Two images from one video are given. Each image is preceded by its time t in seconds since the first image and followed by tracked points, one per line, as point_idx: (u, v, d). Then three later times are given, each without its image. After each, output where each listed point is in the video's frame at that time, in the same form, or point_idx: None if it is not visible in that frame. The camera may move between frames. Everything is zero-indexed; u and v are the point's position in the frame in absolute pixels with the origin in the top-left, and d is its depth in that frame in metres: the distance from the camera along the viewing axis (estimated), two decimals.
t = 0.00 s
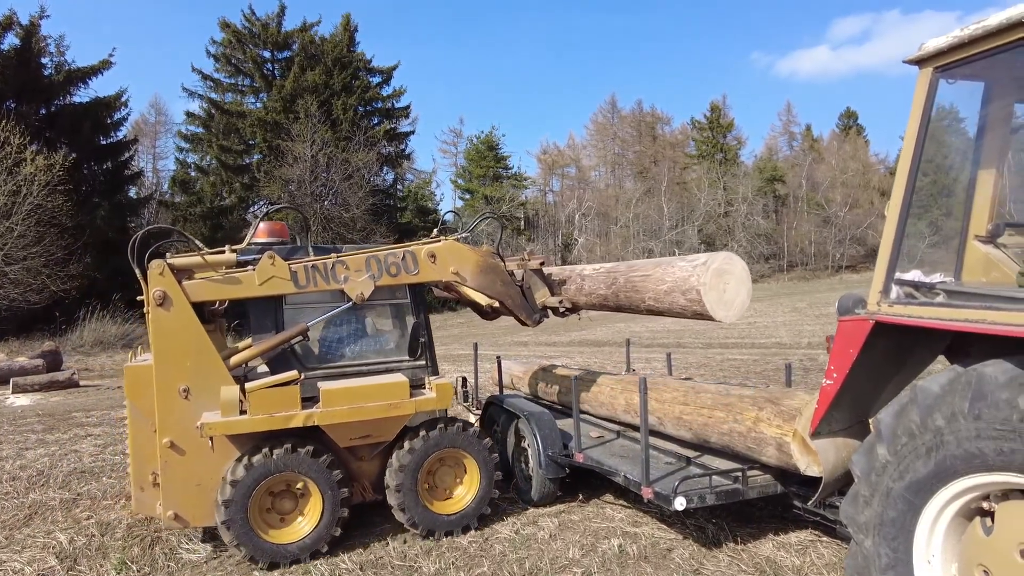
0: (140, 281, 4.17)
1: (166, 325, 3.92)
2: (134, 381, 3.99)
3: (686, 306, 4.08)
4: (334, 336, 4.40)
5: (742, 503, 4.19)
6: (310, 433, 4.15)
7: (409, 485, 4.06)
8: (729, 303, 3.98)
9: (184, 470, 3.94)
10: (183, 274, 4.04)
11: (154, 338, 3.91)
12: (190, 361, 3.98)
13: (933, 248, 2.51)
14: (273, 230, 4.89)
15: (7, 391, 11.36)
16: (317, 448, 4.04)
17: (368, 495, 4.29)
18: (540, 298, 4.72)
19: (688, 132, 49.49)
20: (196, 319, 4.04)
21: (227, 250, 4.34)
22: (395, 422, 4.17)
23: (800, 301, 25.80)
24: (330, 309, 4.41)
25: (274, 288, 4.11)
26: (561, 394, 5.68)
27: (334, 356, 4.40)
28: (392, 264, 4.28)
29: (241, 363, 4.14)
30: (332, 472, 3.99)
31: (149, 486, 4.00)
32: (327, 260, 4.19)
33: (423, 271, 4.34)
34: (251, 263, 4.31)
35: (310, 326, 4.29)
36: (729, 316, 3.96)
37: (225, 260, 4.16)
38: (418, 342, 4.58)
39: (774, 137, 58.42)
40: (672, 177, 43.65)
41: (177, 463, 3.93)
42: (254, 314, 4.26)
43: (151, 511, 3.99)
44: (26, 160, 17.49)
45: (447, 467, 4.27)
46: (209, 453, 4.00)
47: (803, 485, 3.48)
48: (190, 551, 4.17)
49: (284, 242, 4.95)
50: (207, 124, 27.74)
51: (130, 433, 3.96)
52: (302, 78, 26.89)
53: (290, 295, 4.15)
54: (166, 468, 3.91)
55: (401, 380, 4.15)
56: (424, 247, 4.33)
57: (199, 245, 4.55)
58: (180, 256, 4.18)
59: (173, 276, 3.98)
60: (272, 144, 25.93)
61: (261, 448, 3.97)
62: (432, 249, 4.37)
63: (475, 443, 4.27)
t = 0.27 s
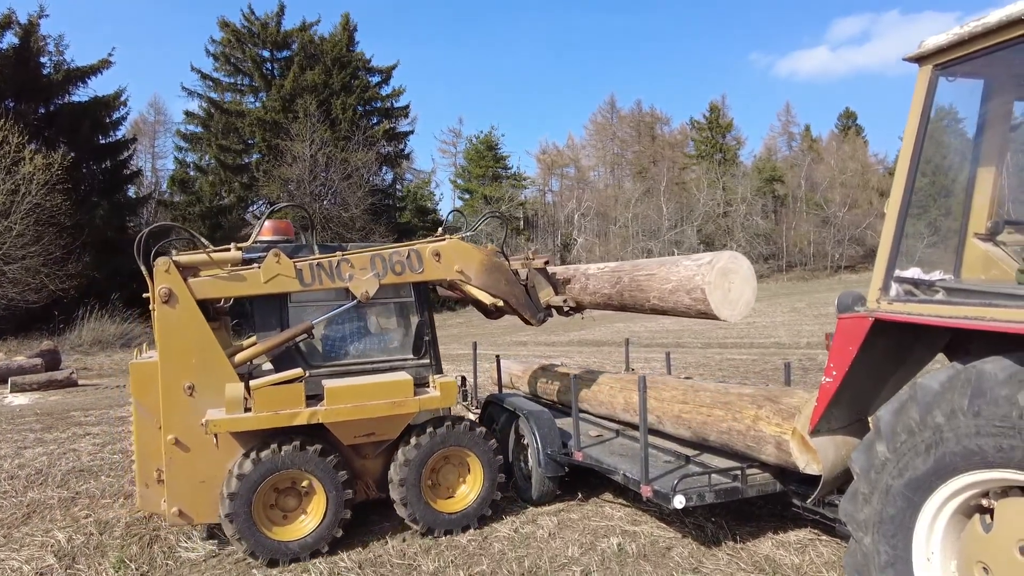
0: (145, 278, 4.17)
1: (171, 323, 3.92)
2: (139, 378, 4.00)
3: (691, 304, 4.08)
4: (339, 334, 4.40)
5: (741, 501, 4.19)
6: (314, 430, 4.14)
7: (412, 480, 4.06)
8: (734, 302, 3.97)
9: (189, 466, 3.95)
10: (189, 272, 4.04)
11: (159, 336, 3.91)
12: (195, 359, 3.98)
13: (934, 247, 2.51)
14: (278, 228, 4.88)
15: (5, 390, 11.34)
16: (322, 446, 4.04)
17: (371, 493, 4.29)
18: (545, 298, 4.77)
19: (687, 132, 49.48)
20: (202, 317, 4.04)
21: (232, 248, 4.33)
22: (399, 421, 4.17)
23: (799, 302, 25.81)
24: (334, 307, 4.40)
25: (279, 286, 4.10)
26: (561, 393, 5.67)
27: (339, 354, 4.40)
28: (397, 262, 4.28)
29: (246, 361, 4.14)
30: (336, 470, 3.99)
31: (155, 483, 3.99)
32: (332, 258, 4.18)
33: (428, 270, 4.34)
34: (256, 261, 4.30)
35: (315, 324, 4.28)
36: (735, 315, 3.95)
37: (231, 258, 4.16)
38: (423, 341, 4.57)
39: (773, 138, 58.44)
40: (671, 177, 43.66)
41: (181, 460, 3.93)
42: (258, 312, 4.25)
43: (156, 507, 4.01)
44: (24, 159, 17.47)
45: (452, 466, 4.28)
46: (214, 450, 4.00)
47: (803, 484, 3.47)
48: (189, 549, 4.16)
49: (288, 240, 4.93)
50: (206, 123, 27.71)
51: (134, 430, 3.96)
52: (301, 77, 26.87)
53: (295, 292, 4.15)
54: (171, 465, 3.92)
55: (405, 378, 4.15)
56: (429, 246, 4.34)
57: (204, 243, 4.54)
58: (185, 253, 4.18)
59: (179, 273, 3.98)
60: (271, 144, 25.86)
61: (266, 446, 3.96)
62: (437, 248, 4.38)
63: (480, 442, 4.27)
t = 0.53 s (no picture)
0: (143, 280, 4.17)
1: (169, 325, 3.92)
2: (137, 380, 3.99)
3: (690, 304, 4.08)
4: (337, 335, 4.39)
5: (740, 502, 4.19)
6: (312, 431, 4.13)
7: (411, 479, 4.07)
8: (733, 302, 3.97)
9: (187, 468, 3.94)
10: (186, 274, 4.03)
11: (156, 337, 3.90)
12: (192, 361, 3.97)
13: (931, 248, 2.51)
14: (276, 229, 4.88)
15: (3, 391, 11.32)
16: (319, 447, 4.03)
17: (370, 494, 4.29)
18: (544, 297, 4.74)
19: (686, 133, 49.49)
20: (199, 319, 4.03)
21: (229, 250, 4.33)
22: (397, 421, 4.17)
23: (797, 302, 25.84)
24: (332, 308, 4.39)
25: (276, 287, 4.10)
26: (559, 394, 5.67)
27: (337, 354, 4.39)
28: (395, 263, 4.28)
29: (244, 362, 4.13)
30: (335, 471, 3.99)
31: (153, 485, 3.97)
32: (329, 259, 4.18)
33: (426, 270, 4.34)
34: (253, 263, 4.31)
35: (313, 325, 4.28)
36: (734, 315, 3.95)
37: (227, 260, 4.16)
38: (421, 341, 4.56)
39: (772, 138, 58.48)
40: (670, 177, 43.69)
41: (179, 462, 3.93)
42: (256, 313, 4.25)
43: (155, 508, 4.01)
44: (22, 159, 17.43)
45: (451, 467, 4.28)
46: (211, 452, 3.99)
47: (801, 484, 3.48)
48: (186, 550, 4.15)
49: (286, 241, 4.92)
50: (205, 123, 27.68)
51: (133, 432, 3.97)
52: (300, 77, 26.86)
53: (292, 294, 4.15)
54: (169, 467, 3.91)
55: (404, 379, 4.15)
56: (427, 246, 4.33)
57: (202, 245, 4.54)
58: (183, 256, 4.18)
59: (176, 275, 3.97)
60: (269, 143, 25.78)
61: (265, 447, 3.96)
62: (435, 248, 4.37)
63: (480, 444, 4.27)
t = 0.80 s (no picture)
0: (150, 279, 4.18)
1: (176, 324, 3.92)
2: (146, 379, 4.00)
3: (694, 301, 4.08)
4: (342, 334, 4.37)
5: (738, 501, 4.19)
6: (319, 430, 4.13)
7: (418, 473, 4.06)
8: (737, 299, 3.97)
9: (194, 467, 3.94)
10: (193, 273, 4.03)
11: (165, 336, 3.90)
12: (200, 361, 3.97)
13: (929, 247, 2.51)
14: (282, 228, 4.84)
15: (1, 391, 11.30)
16: (326, 446, 4.03)
17: (377, 492, 4.29)
18: (549, 294, 4.73)
19: (685, 132, 49.49)
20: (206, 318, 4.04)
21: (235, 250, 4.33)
22: (403, 420, 4.16)
23: (795, 301, 25.85)
24: (338, 307, 4.38)
25: (282, 286, 4.10)
26: (558, 393, 5.66)
27: (343, 353, 4.36)
28: (400, 262, 4.27)
29: (251, 361, 4.12)
30: (342, 469, 3.99)
31: (161, 484, 4.02)
32: (334, 259, 4.18)
33: (431, 269, 4.33)
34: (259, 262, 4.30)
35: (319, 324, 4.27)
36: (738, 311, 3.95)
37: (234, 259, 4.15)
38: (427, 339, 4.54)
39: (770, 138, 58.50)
40: (668, 177, 43.71)
41: (186, 461, 3.92)
42: (263, 312, 4.25)
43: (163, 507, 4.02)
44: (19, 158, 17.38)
45: (458, 465, 4.27)
46: (219, 450, 3.99)
47: (799, 483, 3.48)
48: (184, 551, 4.15)
49: (292, 241, 4.89)
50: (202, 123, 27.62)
51: (141, 430, 3.98)
52: (299, 76, 26.82)
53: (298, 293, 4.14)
54: (177, 465, 3.91)
55: (410, 377, 4.14)
56: (432, 244, 4.33)
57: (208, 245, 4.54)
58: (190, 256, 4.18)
59: (183, 275, 3.97)
60: (267, 143, 25.70)
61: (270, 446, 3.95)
62: (439, 246, 4.37)
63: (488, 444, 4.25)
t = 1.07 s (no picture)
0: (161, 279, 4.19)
1: (186, 322, 3.92)
2: (156, 376, 4.02)
3: (703, 302, 4.08)
4: (352, 333, 4.34)
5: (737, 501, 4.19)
6: (328, 428, 4.13)
7: (428, 466, 4.07)
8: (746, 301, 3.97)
9: (203, 464, 3.93)
10: (204, 272, 4.04)
11: (175, 334, 3.91)
12: (210, 359, 3.98)
13: (927, 247, 2.51)
14: (292, 229, 4.84)
15: None
16: (335, 444, 4.03)
17: (384, 492, 4.29)
18: (556, 296, 4.75)
19: (683, 132, 49.49)
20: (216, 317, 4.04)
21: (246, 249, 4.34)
22: (411, 419, 4.15)
23: (794, 301, 25.87)
24: (346, 307, 4.37)
25: (292, 285, 4.10)
26: (557, 393, 5.66)
27: (352, 352, 4.33)
28: (409, 262, 4.27)
29: (260, 359, 4.12)
30: (351, 469, 3.99)
31: (171, 480, 4.04)
32: (344, 258, 4.18)
33: (440, 269, 4.34)
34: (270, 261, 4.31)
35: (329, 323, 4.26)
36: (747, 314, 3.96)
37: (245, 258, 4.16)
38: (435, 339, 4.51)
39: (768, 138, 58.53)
40: (667, 177, 43.72)
41: (196, 458, 3.92)
42: (273, 310, 4.24)
43: (172, 504, 4.02)
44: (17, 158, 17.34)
45: (467, 465, 4.28)
46: (229, 448, 3.98)
47: (797, 484, 3.48)
48: (182, 551, 4.14)
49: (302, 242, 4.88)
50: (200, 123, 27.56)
51: (152, 427, 3.99)
52: (297, 76, 26.77)
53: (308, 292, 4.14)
54: (188, 462, 3.91)
55: (418, 377, 4.13)
56: (441, 245, 4.33)
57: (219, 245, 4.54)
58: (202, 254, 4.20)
59: (194, 273, 3.98)
60: (266, 143, 25.69)
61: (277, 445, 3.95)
62: (448, 247, 4.37)
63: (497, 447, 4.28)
